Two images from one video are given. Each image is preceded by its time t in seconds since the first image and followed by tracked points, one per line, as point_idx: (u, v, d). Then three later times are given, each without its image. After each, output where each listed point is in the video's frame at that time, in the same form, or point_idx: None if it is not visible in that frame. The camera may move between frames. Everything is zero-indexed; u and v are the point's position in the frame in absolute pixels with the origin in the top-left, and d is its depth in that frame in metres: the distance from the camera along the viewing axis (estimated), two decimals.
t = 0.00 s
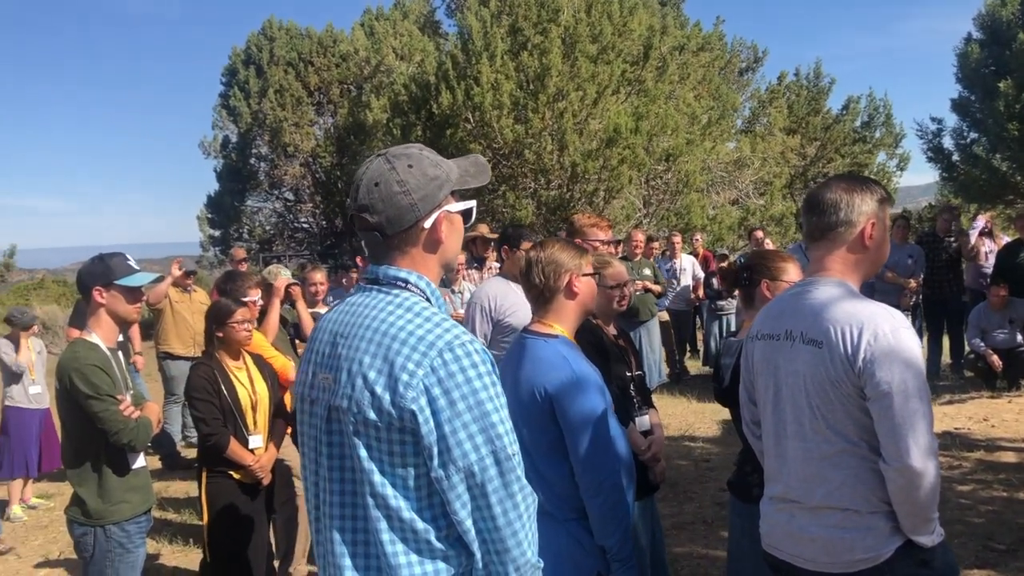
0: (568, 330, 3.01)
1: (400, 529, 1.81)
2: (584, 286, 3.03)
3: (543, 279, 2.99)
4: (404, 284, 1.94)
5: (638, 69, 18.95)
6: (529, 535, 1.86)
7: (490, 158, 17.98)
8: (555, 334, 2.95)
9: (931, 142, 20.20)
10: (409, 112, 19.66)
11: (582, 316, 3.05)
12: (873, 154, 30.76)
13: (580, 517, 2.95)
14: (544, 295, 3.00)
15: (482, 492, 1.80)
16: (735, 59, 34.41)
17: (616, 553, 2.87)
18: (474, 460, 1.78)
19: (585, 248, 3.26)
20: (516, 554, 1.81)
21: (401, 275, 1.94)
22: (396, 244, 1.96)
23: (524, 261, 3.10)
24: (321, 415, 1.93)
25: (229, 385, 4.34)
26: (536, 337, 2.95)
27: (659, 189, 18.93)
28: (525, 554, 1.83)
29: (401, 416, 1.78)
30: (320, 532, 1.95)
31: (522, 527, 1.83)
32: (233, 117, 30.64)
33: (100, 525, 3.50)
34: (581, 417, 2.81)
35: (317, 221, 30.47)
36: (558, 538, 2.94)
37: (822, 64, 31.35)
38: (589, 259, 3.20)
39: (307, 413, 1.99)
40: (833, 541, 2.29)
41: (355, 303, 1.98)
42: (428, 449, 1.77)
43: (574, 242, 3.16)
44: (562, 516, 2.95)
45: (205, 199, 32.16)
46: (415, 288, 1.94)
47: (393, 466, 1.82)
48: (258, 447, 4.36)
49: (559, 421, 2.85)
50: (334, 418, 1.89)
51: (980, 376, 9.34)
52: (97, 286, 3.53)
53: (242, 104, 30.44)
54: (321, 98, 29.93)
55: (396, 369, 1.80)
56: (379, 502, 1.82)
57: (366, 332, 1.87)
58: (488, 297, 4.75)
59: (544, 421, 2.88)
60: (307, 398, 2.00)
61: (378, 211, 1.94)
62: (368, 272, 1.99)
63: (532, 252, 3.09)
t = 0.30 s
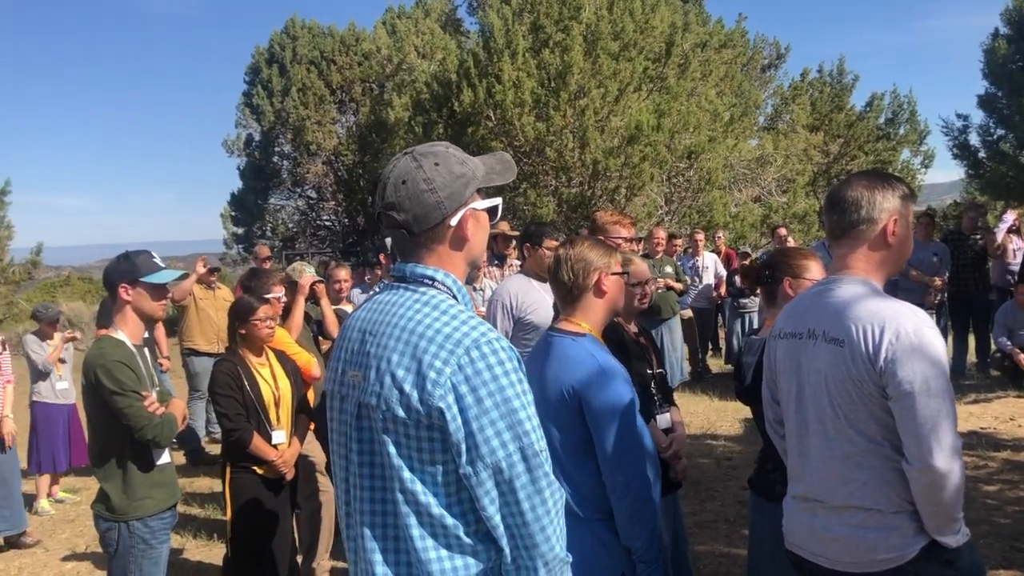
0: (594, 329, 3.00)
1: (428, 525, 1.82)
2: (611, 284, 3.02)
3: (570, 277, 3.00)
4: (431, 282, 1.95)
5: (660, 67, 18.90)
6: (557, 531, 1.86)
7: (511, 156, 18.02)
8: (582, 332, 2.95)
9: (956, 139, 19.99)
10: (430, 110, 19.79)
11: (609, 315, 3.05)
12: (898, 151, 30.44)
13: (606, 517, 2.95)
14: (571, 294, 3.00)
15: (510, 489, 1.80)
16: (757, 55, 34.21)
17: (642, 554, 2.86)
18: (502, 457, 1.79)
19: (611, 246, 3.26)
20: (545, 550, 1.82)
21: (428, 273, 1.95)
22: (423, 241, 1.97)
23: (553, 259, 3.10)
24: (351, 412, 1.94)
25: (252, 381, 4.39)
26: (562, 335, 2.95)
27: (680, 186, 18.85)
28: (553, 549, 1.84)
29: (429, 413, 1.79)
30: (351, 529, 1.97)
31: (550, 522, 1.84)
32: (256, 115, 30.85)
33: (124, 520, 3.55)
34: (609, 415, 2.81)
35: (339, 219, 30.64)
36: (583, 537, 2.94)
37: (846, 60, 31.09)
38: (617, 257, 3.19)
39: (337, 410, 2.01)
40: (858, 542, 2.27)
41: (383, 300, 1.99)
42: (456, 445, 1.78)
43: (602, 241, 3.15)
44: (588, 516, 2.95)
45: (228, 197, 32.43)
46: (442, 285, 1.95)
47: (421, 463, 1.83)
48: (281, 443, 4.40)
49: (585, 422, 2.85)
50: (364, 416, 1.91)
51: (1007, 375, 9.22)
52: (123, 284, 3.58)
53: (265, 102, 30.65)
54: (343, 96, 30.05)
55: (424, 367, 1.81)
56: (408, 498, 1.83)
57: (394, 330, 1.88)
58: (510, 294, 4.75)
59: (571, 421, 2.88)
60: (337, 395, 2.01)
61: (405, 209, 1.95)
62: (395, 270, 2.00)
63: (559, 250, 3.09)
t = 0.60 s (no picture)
0: (613, 330, 3.00)
1: (447, 520, 1.83)
2: (630, 283, 3.01)
3: (591, 277, 3.00)
4: (448, 280, 1.95)
5: (680, 62, 18.82)
6: (575, 525, 1.87)
7: (531, 152, 18.03)
8: (601, 332, 2.94)
9: (981, 134, 19.70)
10: (450, 107, 19.85)
11: (630, 315, 3.05)
12: (921, 146, 30.08)
13: (626, 516, 2.95)
14: (592, 294, 3.00)
15: (528, 484, 1.81)
16: (778, 50, 33.94)
17: (663, 554, 2.86)
18: (519, 453, 1.79)
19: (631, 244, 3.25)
20: (562, 544, 1.83)
21: (445, 272, 1.96)
22: (441, 239, 1.98)
23: (575, 257, 3.10)
24: (371, 410, 1.95)
25: (267, 377, 4.40)
26: (580, 335, 2.95)
27: (701, 182, 18.72)
28: (571, 543, 1.84)
29: (447, 410, 1.80)
30: (372, 525, 1.98)
31: (568, 516, 1.84)
32: (277, 112, 31.01)
33: (146, 516, 3.59)
34: (626, 413, 2.80)
35: (359, 215, 30.74)
36: (602, 534, 2.94)
37: (869, 55, 30.77)
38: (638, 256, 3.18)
39: (357, 408, 2.02)
40: (877, 541, 2.26)
41: (401, 298, 2.00)
42: (474, 442, 1.79)
43: (625, 240, 3.15)
44: (607, 516, 2.95)
45: (249, 194, 32.61)
46: (459, 284, 1.95)
47: (440, 459, 1.83)
48: (296, 439, 4.42)
49: (605, 423, 2.84)
50: (384, 412, 1.91)
51: None
52: (144, 280, 3.62)
53: (286, 100, 30.79)
54: (363, 93, 30.14)
55: (442, 363, 1.81)
56: (427, 494, 1.84)
57: (412, 328, 1.89)
58: (528, 291, 4.76)
59: (589, 421, 2.88)
60: (357, 392, 2.02)
61: (423, 206, 1.96)
62: (413, 268, 2.00)
63: (580, 249, 3.09)
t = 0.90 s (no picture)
0: (626, 327, 2.99)
1: (466, 516, 1.83)
2: (644, 283, 3.00)
3: (603, 274, 2.99)
4: (463, 280, 1.96)
5: (698, 58, 18.77)
6: (591, 520, 1.87)
7: (548, 150, 18.02)
8: (614, 331, 2.94)
9: (1003, 129, 19.45)
10: (467, 104, 19.88)
11: (643, 311, 3.04)
12: (942, 142, 29.79)
13: (642, 512, 2.95)
14: (604, 290, 2.99)
15: (545, 480, 1.82)
16: (797, 46, 33.71)
17: (681, 550, 2.85)
18: (537, 449, 1.80)
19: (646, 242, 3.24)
20: (579, 538, 1.84)
21: (460, 272, 1.97)
22: (457, 236, 1.99)
23: (587, 254, 3.09)
24: (388, 408, 1.96)
25: (276, 375, 4.41)
26: (594, 333, 2.94)
27: (719, 179, 18.61)
28: (587, 538, 1.85)
29: (465, 409, 1.80)
30: (389, 522, 1.99)
31: (584, 511, 1.85)
32: (295, 111, 31.14)
33: (166, 514, 3.63)
34: (641, 411, 2.80)
35: (376, 213, 30.86)
36: (616, 532, 2.95)
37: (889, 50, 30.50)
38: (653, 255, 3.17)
39: (373, 406, 2.03)
40: (895, 540, 2.24)
41: (416, 298, 2.00)
42: (492, 439, 1.79)
43: (638, 236, 3.13)
44: (623, 513, 2.95)
45: (268, 193, 32.78)
46: (474, 283, 1.96)
47: (457, 457, 1.84)
48: (308, 436, 4.44)
49: (619, 421, 2.84)
50: (401, 411, 1.92)
51: None
52: (165, 278, 3.65)
53: (304, 98, 30.91)
54: (380, 91, 30.27)
55: (459, 361, 1.82)
56: (446, 491, 1.84)
57: (429, 327, 1.90)
58: (544, 289, 4.75)
59: (604, 419, 2.87)
60: (373, 391, 2.03)
61: (443, 203, 1.96)
62: (429, 268, 2.01)
63: (594, 246, 3.08)
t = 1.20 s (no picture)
0: (640, 323, 2.98)
1: (484, 513, 1.83)
2: (658, 281, 2.99)
3: (616, 272, 2.98)
4: (480, 280, 1.96)
5: (716, 56, 18.70)
6: (606, 516, 1.89)
7: (565, 148, 18.00)
8: (628, 327, 2.93)
9: None
10: (484, 104, 19.87)
11: (656, 309, 3.03)
12: (963, 139, 29.52)
13: (654, 507, 2.94)
14: (616, 288, 2.99)
15: (564, 477, 1.82)
16: (816, 43, 33.50)
17: (692, 546, 2.84)
18: (556, 446, 1.80)
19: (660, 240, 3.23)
20: (595, 533, 1.85)
21: (476, 272, 1.97)
22: (475, 238, 1.99)
23: (599, 252, 3.09)
24: (405, 406, 1.96)
25: (289, 376, 4.44)
26: (608, 330, 2.94)
27: (737, 177, 18.50)
28: (603, 533, 1.87)
29: (487, 407, 1.81)
30: (405, 519, 1.98)
31: (601, 507, 1.86)
32: (313, 111, 31.28)
33: (187, 513, 3.66)
34: (656, 409, 2.79)
35: (394, 213, 30.97)
36: (632, 529, 2.95)
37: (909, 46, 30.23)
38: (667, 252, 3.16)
39: (390, 404, 2.03)
40: (915, 540, 2.22)
41: (433, 297, 2.00)
42: (512, 436, 1.79)
43: (651, 234, 3.12)
44: (637, 510, 2.95)
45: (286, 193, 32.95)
46: (490, 283, 1.96)
47: (477, 454, 1.84)
48: (322, 437, 4.46)
49: (631, 415, 2.83)
50: (419, 409, 1.92)
51: None
52: (184, 278, 3.68)
53: (321, 98, 31.02)
54: (398, 91, 30.39)
55: (479, 360, 1.82)
56: (464, 489, 1.84)
57: (448, 325, 1.90)
58: (562, 288, 4.75)
59: (620, 416, 2.86)
60: (390, 389, 2.02)
61: (463, 205, 1.97)
62: (445, 268, 2.02)
63: (607, 244, 3.08)
